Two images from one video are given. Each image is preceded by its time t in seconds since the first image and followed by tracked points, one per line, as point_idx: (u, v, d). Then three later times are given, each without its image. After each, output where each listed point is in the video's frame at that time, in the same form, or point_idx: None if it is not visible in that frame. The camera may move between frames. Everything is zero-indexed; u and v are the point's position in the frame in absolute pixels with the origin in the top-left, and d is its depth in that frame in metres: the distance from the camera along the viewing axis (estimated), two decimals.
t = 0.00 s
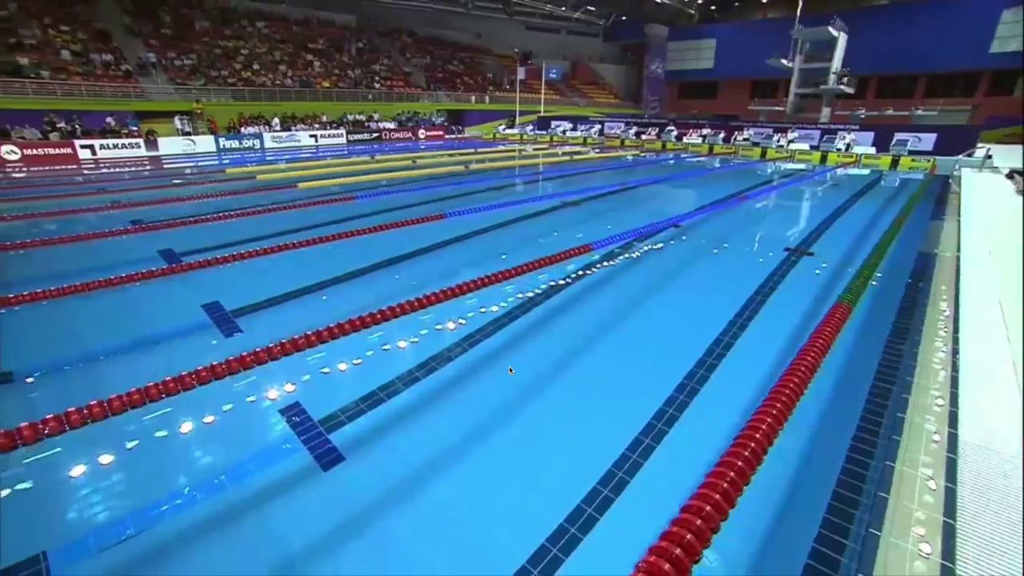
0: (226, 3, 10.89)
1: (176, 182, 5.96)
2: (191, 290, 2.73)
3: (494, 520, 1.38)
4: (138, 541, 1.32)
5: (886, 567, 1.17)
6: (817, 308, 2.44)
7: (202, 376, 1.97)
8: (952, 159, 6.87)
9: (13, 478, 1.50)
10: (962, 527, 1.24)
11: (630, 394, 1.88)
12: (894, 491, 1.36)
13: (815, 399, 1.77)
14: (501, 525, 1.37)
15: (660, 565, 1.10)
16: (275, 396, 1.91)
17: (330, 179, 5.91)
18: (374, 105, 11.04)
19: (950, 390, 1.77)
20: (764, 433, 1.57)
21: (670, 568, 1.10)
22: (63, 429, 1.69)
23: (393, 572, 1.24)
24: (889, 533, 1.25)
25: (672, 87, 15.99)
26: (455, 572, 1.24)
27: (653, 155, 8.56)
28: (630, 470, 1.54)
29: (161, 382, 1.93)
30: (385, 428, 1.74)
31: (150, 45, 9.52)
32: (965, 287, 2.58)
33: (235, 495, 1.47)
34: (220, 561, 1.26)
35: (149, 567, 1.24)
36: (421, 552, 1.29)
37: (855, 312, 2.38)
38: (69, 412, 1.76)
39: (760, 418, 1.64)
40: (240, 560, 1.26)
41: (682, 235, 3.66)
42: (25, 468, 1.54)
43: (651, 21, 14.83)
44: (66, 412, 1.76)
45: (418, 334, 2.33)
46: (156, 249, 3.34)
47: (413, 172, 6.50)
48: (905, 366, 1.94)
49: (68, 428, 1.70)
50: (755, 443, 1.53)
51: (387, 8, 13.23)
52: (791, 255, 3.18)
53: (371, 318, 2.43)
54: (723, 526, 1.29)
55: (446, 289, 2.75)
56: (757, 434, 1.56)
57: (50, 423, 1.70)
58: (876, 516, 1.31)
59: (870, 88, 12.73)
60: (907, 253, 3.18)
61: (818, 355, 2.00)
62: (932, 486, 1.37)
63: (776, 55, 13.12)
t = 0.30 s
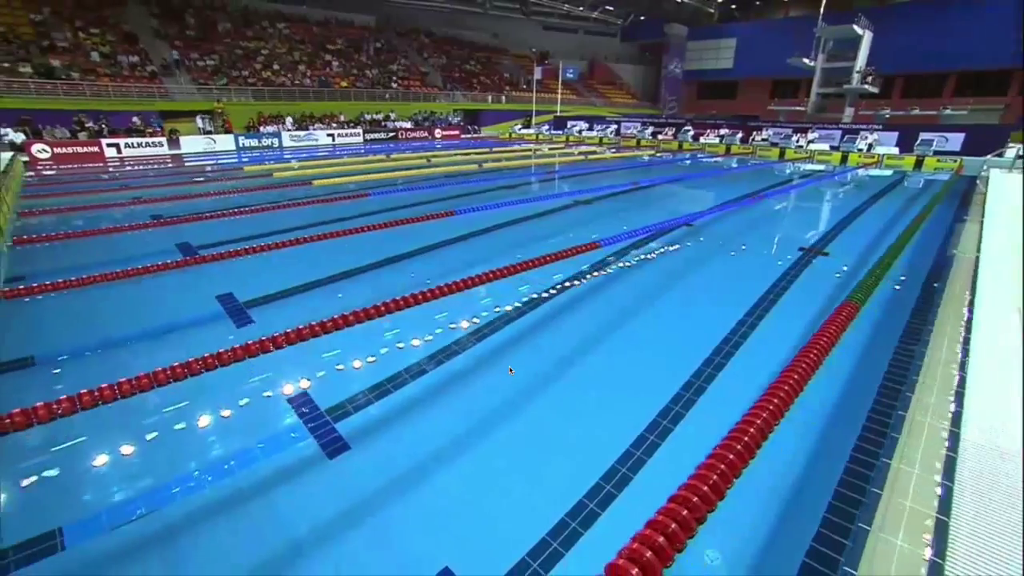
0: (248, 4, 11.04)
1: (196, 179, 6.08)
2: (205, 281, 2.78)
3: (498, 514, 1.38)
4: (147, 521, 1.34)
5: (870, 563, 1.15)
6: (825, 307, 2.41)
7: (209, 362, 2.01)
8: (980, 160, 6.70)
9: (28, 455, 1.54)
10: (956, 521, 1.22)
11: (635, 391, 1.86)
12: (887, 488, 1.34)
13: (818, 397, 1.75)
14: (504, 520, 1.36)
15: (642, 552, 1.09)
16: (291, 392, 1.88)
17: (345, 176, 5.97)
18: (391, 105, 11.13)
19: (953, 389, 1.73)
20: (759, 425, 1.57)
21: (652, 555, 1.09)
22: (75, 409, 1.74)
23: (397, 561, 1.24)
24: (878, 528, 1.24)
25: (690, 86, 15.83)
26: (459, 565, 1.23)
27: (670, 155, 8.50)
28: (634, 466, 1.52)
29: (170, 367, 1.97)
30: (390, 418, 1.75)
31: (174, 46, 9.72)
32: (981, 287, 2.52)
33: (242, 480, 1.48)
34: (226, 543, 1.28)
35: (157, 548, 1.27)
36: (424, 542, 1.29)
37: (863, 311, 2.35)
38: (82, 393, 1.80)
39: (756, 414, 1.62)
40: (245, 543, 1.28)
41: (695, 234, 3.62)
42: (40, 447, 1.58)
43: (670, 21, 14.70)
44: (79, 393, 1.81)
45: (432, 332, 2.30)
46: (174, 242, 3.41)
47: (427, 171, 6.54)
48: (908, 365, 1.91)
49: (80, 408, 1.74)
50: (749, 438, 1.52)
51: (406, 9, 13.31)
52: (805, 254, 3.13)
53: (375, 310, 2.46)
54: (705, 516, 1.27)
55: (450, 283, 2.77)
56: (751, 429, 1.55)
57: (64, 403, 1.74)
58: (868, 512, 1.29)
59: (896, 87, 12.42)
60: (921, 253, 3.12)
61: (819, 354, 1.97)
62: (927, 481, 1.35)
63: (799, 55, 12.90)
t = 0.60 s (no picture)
0: (268, 5, 11.18)
1: (215, 176, 6.17)
2: (219, 273, 2.83)
3: (500, 504, 1.38)
4: (157, 501, 1.38)
5: (856, 555, 1.14)
6: (832, 305, 2.39)
7: (214, 349, 2.04)
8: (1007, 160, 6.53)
9: (50, 441, 1.57)
10: (948, 517, 1.20)
11: (640, 388, 1.85)
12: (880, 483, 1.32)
13: (818, 395, 1.73)
14: (505, 513, 1.36)
15: (623, 537, 1.09)
16: (303, 387, 1.86)
17: (359, 174, 6.02)
18: (407, 104, 11.20)
19: (958, 387, 1.70)
20: (753, 419, 1.54)
21: (634, 541, 1.09)
22: (87, 390, 1.78)
23: (397, 550, 1.25)
24: (867, 521, 1.22)
25: (708, 86, 15.68)
26: (459, 554, 1.24)
27: (685, 155, 8.43)
28: (635, 461, 1.51)
29: (178, 352, 2.01)
30: (396, 409, 1.75)
31: (196, 48, 9.89)
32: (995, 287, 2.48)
33: (251, 464, 1.51)
34: (234, 526, 1.30)
35: (168, 527, 1.30)
36: (426, 530, 1.30)
37: (869, 309, 2.33)
38: (93, 376, 1.84)
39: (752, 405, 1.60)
40: (251, 526, 1.30)
41: (705, 232, 3.58)
42: (57, 426, 1.63)
43: (688, 20, 14.56)
44: (91, 376, 1.85)
45: (446, 332, 2.25)
46: (190, 236, 3.47)
47: (440, 169, 6.57)
48: (910, 363, 1.89)
49: (91, 390, 1.78)
50: (740, 428, 1.49)
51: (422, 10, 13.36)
52: (818, 253, 3.10)
53: (378, 302, 2.48)
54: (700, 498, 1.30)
55: (453, 276, 2.80)
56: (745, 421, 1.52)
57: (77, 384, 1.78)
58: (858, 504, 1.28)
59: (922, 86, 12.13)
60: (937, 254, 3.06)
61: (820, 351, 1.96)
62: (922, 475, 1.33)
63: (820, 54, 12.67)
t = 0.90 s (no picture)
0: (288, 8, 11.33)
1: (234, 175, 6.28)
2: (233, 265, 2.87)
3: (505, 495, 1.35)
4: (168, 482, 1.38)
5: (841, 541, 1.14)
6: (839, 302, 2.36)
7: (221, 336, 2.08)
8: None
9: (74, 431, 1.55)
10: (940, 506, 1.20)
11: (646, 384, 1.82)
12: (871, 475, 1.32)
13: (819, 390, 1.72)
14: (511, 504, 1.32)
15: (622, 507, 1.04)
16: (317, 384, 1.83)
17: (374, 172, 6.07)
18: (424, 105, 11.27)
19: (963, 383, 1.68)
20: (748, 409, 1.49)
21: (617, 523, 1.00)
22: (99, 371, 1.81)
23: (399, 538, 1.21)
24: (855, 510, 1.22)
25: (726, 87, 15.53)
26: (460, 544, 1.20)
27: (700, 156, 8.36)
28: (639, 456, 1.47)
29: (186, 338, 2.05)
30: (401, 399, 1.75)
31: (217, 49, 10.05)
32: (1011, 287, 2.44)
33: (258, 450, 1.51)
34: (240, 509, 1.29)
35: (178, 506, 1.30)
36: (429, 518, 1.27)
37: (877, 306, 2.31)
38: (104, 358, 1.87)
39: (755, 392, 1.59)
40: (258, 508, 1.29)
41: (717, 230, 3.54)
42: (73, 408, 1.66)
43: (706, 21, 14.42)
44: (102, 359, 1.87)
45: (459, 331, 2.20)
46: (206, 230, 3.53)
47: (454, 168, 6.60)
48: (915, 360, 1.87)
49: (103, 371, 1.82)
50: (743, 413, 1.47)
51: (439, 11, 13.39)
52: (832, 252, 3.06)
53: (380, 294, 2.52)
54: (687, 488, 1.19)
55: (458, 270, 2.83)
56: (747, 405, 1.50)
57: (89, 365, 1.82)
58: (846, 494, 1.28)
59: (949, 86, 11.82)
60: (951, 254, 3.01)
61: (823, 346, 1.94)
62: (915, 467, 1.33)
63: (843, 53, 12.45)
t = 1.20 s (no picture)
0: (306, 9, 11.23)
1: (253, 173, 6.39)
2: (248, 258, 2.92)
3: (509, 487, 1.34)
4: (179, 465, 1.39)
5: (833, 527, 1.15)
6: (850, 300, 2.34)
7: (231, 323, 2.12)
8: None
9: (93, 424, 1.53)
10: (935, 499, 1.20)
11: (655, 380, 1.80)
12: (869, 465, 1.33)
13: (826, 384, 1.71)
14: (515, 496, 1.31)
15: (611, 490, 1.05)
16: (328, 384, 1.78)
17: (389, 171, 6.13)
18: (440, 106, 11.35)
19: (969, 380, 1.68)
20: (746, 401, 1.47)
21: (606, 505, 1.02)
22: (114, 354, 1.86)
23: (403, 526, 1.21)
24: (849, 499, 1.23)
25: (745, 89, 15.41)
26: (463, 534, 1.19)
27: (717, 157, 8.29)
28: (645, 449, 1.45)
29: (197, 324, 2.09)
30: (408, 390, 1.75)
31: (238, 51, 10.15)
32: None
33: (266, 437, 1.52)
34: (247, 492, 1.30)
35: (189, 486, 1.31)
36: (435, 505, 1.27)
37: (888, 304, 2.30)
38: (118, 341, 1.92)
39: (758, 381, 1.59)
40: (264, 492, 1.30)
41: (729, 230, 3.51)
42: (90, 390, 1.69)
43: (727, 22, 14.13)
44: (116, 342, 1.92)
45: (472, 330, 2.16)
46: (224, 225, 3.60)
47: (469, 167, 6.63)
48: (925, 355, 1.86)
49: (117, 353, 1.86)
50: (743, 401, 1.47)
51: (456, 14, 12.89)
52: (848, 251, 3.03)
53: (387, 286, 2.55)
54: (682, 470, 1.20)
55: (465, 264, 2.86)
56: (746, 396, 1.50)
57: (104, 348, 1.87)
58: (841, 483, 1.29)
59: (979, 85, 11.50)
60: (968, 256, 2.96)
61: (827, 341, 1.92)
62: (913, 460, 1.33)
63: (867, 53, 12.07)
